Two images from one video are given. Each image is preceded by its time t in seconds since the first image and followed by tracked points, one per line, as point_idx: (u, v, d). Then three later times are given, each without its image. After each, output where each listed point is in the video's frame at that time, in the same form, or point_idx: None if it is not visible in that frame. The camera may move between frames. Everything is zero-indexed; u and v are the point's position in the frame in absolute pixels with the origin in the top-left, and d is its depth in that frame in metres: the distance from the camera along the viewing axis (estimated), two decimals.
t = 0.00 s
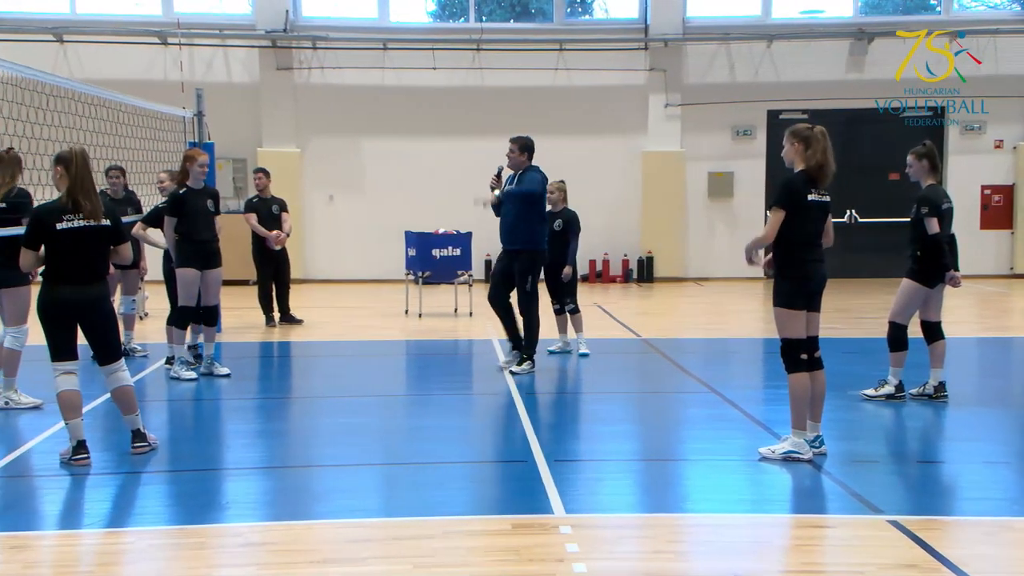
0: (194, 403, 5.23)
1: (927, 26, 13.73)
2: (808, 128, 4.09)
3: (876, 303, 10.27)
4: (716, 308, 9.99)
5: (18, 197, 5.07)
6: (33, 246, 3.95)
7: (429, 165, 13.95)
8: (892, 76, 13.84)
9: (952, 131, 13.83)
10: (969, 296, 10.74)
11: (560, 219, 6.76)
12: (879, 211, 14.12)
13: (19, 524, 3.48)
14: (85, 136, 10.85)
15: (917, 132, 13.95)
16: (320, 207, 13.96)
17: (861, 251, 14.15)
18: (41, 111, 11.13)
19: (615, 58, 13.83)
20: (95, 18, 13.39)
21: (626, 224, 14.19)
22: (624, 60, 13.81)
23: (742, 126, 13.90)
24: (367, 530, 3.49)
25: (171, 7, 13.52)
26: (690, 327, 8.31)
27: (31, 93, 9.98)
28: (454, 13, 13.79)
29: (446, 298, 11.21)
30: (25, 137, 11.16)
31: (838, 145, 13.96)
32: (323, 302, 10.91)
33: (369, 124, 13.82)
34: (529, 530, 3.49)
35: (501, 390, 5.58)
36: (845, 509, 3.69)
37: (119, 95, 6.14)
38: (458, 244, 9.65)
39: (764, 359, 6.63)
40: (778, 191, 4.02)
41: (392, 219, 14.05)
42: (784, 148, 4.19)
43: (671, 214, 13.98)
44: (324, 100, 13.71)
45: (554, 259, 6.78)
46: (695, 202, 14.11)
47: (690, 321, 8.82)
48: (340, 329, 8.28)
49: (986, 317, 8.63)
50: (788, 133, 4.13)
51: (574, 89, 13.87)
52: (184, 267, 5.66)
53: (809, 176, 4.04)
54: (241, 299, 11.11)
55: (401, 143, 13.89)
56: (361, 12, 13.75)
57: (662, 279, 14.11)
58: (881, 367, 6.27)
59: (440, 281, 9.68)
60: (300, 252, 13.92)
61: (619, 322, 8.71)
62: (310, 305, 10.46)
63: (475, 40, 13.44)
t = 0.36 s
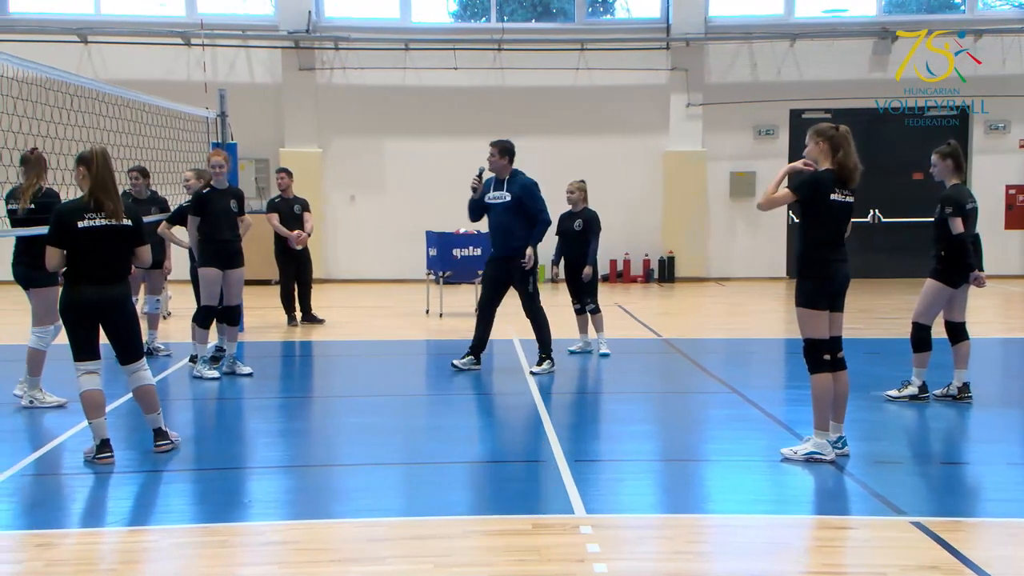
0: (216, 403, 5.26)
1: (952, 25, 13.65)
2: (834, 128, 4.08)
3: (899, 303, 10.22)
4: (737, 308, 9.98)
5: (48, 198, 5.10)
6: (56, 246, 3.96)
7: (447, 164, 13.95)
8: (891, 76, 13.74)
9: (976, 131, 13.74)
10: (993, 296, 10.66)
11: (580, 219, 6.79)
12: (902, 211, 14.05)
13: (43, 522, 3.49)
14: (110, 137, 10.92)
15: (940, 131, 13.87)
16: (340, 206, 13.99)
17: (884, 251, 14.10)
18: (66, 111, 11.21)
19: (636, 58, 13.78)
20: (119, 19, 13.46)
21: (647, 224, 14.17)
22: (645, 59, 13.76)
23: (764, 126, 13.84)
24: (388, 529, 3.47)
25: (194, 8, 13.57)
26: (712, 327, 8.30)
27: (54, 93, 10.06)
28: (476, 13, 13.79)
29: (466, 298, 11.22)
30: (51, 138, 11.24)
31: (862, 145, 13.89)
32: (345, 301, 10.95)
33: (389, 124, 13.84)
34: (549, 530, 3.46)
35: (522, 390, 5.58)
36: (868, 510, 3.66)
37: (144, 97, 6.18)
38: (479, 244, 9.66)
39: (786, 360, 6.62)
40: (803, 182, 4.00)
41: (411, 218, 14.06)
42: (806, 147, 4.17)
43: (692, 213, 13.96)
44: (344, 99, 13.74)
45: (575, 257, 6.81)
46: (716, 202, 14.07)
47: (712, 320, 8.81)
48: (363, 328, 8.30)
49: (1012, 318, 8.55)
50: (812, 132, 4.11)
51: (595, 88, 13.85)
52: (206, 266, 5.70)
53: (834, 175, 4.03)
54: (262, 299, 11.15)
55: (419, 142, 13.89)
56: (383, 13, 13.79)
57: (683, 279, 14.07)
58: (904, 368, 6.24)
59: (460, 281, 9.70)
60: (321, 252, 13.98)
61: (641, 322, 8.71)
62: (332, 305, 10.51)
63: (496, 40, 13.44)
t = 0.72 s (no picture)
0: (231, 403, 5.28)
1: (968, 24, 13.60)
2: (851, 127, 4.06)
3: (914, 303, 10.18)
4: (752, 308, 9.97)
5: (45, 196, 5.02)
6: (71, 246, 3.97)
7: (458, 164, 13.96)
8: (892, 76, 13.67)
9: (992, 131, 13.68)
10: (1009, 296, 10.61)
11: (594, 219, 6.78)
12: (917, 210, 14.01)
13: (60, 520, 3.51)
14: (127, 137, 10.97)
15: (959, 131, 13.80)
16: (354, 206, 14.02)
17: (898, 251, 14.07)
18: (83, 112, 11.27)
19: (650, 58, 13.75)
20: (136, 20, 13.50)
21: (659, 224, 14.15)
22: (659, 59, 13.73)
23: (779, 126, 13.80)
24: (403, 528, 3.47)
25: (209, 9, 13.62)
26: (727, 327, 8.29)
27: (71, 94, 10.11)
28: (489, 13, 13.79)
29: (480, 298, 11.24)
30: (69, 139, 11.30)
31: (877, 145, 13.83)
32: (359, 301, 10.98)
33: (402, 125, 13.85)
34: (562, 530, 3.46)
35: (536, 389, 5.59)
36: (883, 511, 3.65)
37: (162, 98, 6.20)
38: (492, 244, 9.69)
39: (801, 360, 6.61)
40: (822, 179, 3.99)
41: (422, 218, 14.07)
42: (824, 145, 4.15)
43: (706, 213, 13.95)
44: (358, 100, 13.77)
45: (590, 258, 6.82)
46: (730, 202, 14.05)
47: (727, 320, 8.80)
48: (378, 328, 8.33)
49: None
50: (829, 131, 4.09)
51: (608, 88, 13.84)
52: (219, 266, 5.73)
53: (852, 173, 4.02)
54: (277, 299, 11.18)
55: (431, 142, 13.90)
56: (397, 13, 13.82)
57: (696, 279, 14.06)
58: (919, 369, 6.23)
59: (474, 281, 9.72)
60: (335, 252, 14.01)
61: (655, 322, 8.71)
62: (346, 304, 10.54)
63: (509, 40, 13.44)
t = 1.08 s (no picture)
0: (236, 402, 5.29)
1: (974, 24, 13.58)
2: (855, 127, 4.05)
3: (920, 303, 10.16)
4: (758, 308, 9.97)
5: (50, 196, 4.98)
6: (81, 247, 3.97)
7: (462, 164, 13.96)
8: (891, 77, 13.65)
9: (998, 131, 13.66)
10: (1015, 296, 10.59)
11: (599, 219, 6.82)
12: (922, 210, 13.99)
13: (66, 520, 3.52)
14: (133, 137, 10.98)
15: (964, 132, 13.78)
16: (359, 206, 14.03)
17: (904, 250, 14.05)
18: (90, 113, 11.28)
19: (655, 57, 13.73)
20: (141, 20, 13.51)
21: (664, 223, 14.14)
22: (664, 59, 13.70)
23: (783, 125, 13.79)
24: (409, 528, 3.48)
25: (215, 9, 13.64)
26: (732, 327, 8.30)
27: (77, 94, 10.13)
28: (494, 13, 13.79)
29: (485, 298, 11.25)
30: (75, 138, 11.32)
31: (883, 145, 13.80)
32: (365, 301, 10.98)
33: (406, 124, 13.85)
34: (567, 530, 3.46)
35: (541, 389, 5.59)
36: (888, 511, 3.64)
37: (168, 98, 6.20)
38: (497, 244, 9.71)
39: (806, 360, 6.61)
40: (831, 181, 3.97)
41: (426, 218, 14.07)
42: (827, 145, 4.16)
43: (710, 213, 13.94)
44: (363, 99, 13.77)
45: (594, 258, 6.81)
46: (735, 201, 14.04)
47: (732, 321, 8.79)
48: (384, 328, 8.34)
49: None
50: (833, 131, 4.09)
51: (613, 88, 13.83)
52: (224, 266, 5.74)
53: (859, 173, 4.02)
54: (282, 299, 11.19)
55: (435, 142, 13.90)
56: (402, 13, 13.82)
57: (700, 279, 14.06)
58: (924, 369, 6.22)
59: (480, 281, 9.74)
60: (340, 252, 14.02)
61: (661, 322, 8.71)
62: (352, 304, 10.55)
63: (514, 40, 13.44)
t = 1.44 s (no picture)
0: (236, 403, 5.28)
1: (974, 24, 13.59)
2: (856, 127, 4.04)
3: (920, 303, 10.17)
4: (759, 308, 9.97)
5: (57, 195, 5.00)
6: (79, 248, 3.97)
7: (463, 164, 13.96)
8: (892, 77, 13.65)
9: (998, 131, 13.66)
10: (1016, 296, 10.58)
11: (599, 219, 6.82)
12: (922, 210, 14.00)
13: (65, 520, 3.51)
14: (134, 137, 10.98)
15: (964, 132, 13.80)
16: (359, 206, 14.03)
17: (904, 250, 14.06)
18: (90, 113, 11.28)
19: (655, 58, 13.73)
20: (142, 19, 13.52)
21: (664, 223, 14.14)
22: (664, 59, 13.70)
23: (784, 125, 13.80)
24: (411, 528, 3.47)
25: (215, 9, 13.65)
26: (733, 327, 8.30)
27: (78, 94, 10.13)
28: (494, 13, 13.80)
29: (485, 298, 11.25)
30: (76, 138, 11.33)
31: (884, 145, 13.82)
32: (365, 300, 10.98)
33: (407, 124, 13.86)
34: (568, 530, 3.45)
35: (542, 389, 5.59)
36: (888, 511, 3.64)
37: (169, 99, 6.21)
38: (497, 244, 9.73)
39: (806, 360, 6.61)
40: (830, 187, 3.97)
41: (426, 218, 14.07)
42: (830, 145, 4.15)
43: (709, 213, 13.94)
44: (363, 99, 13.77)
45: (594, 258, 6.81)
46: (735, 202, 14.04)
47: (732, 320, 8.80)
48: (384, 328, 8.34)
49: None
50: (834, 131, 4.09)
51: (614, 88, 13.83)
52: (223, 266, 5.74)
53: (859, 174, 4.02)
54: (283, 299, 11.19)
55: (435, 142, 13.91)
56: (403, 13, 13.83)
57: (701, 279, 14.06)
58: (924, 369, 6.23)
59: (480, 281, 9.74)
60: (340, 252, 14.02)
61: (661, 322, 8.72)
62: (352, 304, 10.55)
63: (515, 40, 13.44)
